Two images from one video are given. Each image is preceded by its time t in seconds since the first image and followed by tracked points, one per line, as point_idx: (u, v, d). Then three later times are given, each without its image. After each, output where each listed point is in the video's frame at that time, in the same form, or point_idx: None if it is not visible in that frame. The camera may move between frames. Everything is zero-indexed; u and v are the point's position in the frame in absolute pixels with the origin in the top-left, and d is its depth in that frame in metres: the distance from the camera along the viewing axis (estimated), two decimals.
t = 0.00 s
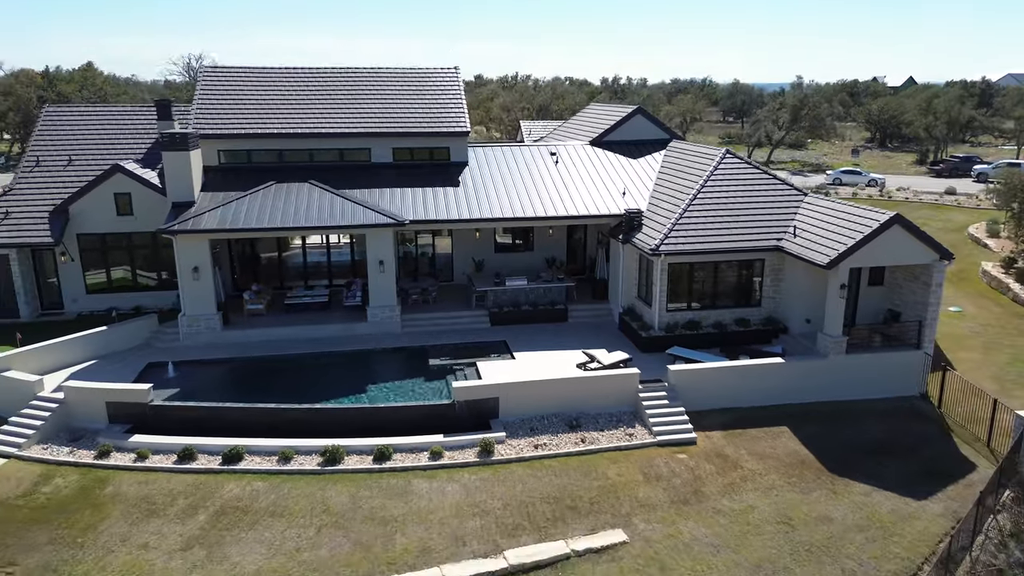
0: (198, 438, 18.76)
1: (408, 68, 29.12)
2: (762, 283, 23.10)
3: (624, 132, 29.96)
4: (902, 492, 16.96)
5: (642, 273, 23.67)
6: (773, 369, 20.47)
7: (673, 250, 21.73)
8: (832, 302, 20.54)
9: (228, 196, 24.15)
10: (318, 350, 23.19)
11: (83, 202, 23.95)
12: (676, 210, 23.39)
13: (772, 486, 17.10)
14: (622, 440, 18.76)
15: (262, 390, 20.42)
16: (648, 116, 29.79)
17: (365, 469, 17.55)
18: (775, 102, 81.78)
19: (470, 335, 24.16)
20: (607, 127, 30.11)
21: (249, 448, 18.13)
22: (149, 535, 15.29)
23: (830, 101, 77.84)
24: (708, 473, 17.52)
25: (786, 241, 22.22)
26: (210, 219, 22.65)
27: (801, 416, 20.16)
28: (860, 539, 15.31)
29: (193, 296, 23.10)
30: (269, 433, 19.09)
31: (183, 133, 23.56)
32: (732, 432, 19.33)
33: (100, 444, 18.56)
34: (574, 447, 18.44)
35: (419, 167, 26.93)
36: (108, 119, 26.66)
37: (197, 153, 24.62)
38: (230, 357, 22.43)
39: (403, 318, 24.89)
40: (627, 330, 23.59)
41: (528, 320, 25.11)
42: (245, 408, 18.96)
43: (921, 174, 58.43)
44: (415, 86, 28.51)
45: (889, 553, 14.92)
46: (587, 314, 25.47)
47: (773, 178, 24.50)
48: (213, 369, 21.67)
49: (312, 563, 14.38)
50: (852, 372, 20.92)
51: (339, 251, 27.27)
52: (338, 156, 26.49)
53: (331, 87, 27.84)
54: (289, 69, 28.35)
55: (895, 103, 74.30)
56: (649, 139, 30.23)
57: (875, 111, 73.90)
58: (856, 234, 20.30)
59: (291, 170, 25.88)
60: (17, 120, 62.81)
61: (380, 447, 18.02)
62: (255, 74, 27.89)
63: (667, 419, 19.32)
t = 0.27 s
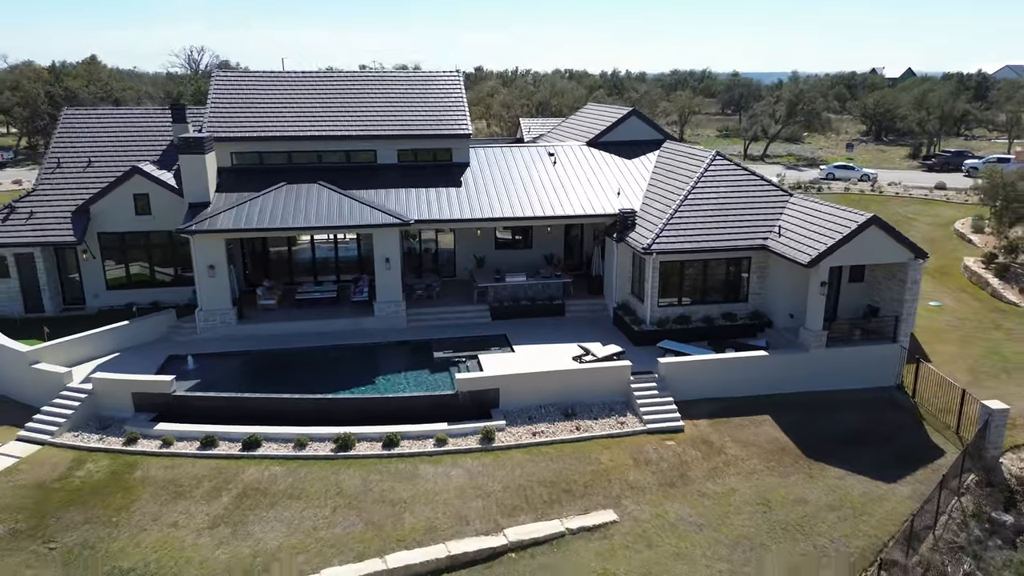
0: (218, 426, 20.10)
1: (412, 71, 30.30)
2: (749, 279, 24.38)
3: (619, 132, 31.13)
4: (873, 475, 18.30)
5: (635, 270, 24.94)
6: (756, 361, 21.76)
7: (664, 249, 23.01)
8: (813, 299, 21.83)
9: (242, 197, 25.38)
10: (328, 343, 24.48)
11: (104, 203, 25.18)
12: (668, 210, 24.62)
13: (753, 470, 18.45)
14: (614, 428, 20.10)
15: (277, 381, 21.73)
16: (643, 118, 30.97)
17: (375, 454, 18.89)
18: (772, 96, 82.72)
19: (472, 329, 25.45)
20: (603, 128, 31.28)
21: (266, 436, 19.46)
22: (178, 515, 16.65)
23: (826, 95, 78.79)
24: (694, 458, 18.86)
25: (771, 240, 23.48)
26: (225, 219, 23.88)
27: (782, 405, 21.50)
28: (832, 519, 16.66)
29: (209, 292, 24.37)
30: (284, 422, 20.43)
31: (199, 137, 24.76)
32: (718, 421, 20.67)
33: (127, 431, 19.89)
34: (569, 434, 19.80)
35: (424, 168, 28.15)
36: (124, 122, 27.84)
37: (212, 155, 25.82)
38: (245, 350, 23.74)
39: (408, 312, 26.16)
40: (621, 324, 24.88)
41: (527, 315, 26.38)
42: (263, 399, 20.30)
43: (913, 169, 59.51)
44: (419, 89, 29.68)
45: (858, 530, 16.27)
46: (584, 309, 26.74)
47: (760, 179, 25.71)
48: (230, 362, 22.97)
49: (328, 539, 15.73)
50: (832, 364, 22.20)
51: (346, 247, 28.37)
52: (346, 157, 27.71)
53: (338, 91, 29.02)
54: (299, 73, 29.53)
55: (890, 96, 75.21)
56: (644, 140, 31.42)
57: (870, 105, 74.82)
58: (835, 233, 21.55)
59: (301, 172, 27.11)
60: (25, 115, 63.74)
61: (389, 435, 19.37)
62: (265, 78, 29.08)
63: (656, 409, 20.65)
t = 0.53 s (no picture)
0: (236, 416, 21.45)
1: (415, 75, 31.47)
2: (737, 277, 25.67)
3: (614, 133, 32.37)
4: (848, 461, 19.65)
5: (629, 268, 26.22)
6: (742, 355, 23.08)
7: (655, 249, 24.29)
8: (796, 296, 23.12)
9: (254, 198, 26.63)
10: (337, 338, 25.78)
11: (123, 204, 26.44)
12: (660, 210, 25.87)
13: (736, 457, 19.81)
14: (607, 417, 21.47)
15: (289, 374, 23.05)
16: (637, 120, 32.23)
17: (384, 442, 20.25)
18: (769, 90, 83.64)
19: (473, 323, 26.77)
20: (599, 130, 32.52)
21: (282, 425, 20.82)
22: (203, 498, 18.03)
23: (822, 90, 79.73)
24: (681, 446, 20.22)
25: (757, 240, 24.74)
26: (239, 220, 25.14)
27: (766, 396, 22.84)
28: (807, 501, 18.02)
29: (224, 289, 25.67)
30: (298, 411, 21.78)
31: (214, 142, 25.97)
32: (705, 411, 22.01)
33: (151, 421, 21.26)
34: (565, 423, 21.17)
35: (427, 169, 29.37)
36: (140, 125, 29.07)
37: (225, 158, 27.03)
38: (259, 345, 25.05)
39: (413, 308, 27.44)
40: (615, 319, 26.18)
41: (526, 310, 27.65)
42: (277, 391, 21.65)
43: (905, 163, 60.61)
44: (422, 93, 30.87)
45: (830, 511, 17.64)
46: (580, 304, 28.03)
47: (749, 180, 26.94)
48: (245, 356, 24.28)
49: (342, 520, 17.10)
50: (814, 358, 23.52)
51: (353, 244, 29.33)
52: (352, 159, 28.93)
53: (345, 95, 30.19)
54: (307, 77, 30.70)
55: (885, 91, 76.14)
56: (638, 141, 32.67)
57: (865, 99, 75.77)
58: (817, 235, 22.82)
59: (310, 173, 28.35)
60: (32, 110, 64.79)
61: (396, 424, 20.74)
62: (275, 82, 30.25)
63: (647, 399, 22.00)
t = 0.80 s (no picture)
0: (253, 406, 22.82)
1: (418, 78, 32.68)
2: (726, 274, 26.99)
3: (610, 134, 33.57)
4: (826, 448, 21.00)
5: (623, 265, 27.51)
6: (729, 349, 24.40)
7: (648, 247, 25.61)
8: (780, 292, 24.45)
9: (266, 198, 27.88)
10: (345, 332, 27.09)
11: (140, 204, 27.72)
12: (652, 210, 27.13)
13: (722, 444, 21.17)
14: (601, 407, 22.84)
15: (302, 367, 24.40)
16: (632, 121, 33.44)
17: (392, 431, 21.62)
18: (766, 83, 84.52)
19: (475, 318, 28.09)
20: (596, 130, 33.72)
21: (296, 415, 22.18)
22: (225, 482, 19.42)
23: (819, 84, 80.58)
24: (670, 434, 21.58)
25: (744, 239, 26.04)
26: (252, 220, 26.39)
27: (752, 387, 24.19)
28: (787, 485, 19.38)
29: (237, 285, 26.98)
30: (310, 402, 23.14)
31: (227, 145, 27.19)
32: (694, 401, 23.35)
33: (173, 411, 22.65)
34: (561, 413, 22.54)
35: (430, 169, 30.62)
36: (155, 127, 30.31)
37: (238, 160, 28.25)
38: (272, 338, 26.40)
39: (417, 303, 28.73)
40: (610, 314, 27.48)
41: (525, 305, 28.95)
42: (292, 382, 23.04)
43: (898, 158, 61.67)
44: (425, 95, 32.07)
45: (807, 495, 19.02)
46: (577, 299, 29.33)
47: (738, 181, 28.16)
48: (258, 349, 25.61)
49: (354, 502, 18.49)
50: (798, 350, 24.83)
51: (359, 241, 30.55)
52: (359, 160, 30.20)
53: (351, 97, 31.40)
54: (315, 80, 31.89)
55: (880, 85, 77.02)
56: (633, 141, 33.88)
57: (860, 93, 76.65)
58: (801, 234, 24.12)
59: (318, 174, 29.60)
60: (40, 106, 66.02)
61: (403, 414, 22.11)
62: (284, 85, 31.46)
63: (639, 390, 23.35)
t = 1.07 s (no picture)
0: (267, 396, 24.20)
1: (420, 80, 33.92)
2: (715, 270, 28.32)
3: (606, 134, 34.83)
4: (806, 436, 22.40)
5: (618, 262, 28.83)
6: (717, 342, 25.76)
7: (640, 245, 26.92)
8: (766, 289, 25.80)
9: (276, 198, 29.15)
10: (353, 326, 28.44)
11: (156, 203, 29.00)
12: (646, 209, 28.41)
13: (708, 432, 22.57)
14: (596, 397, 24.25)
15: (313, 359, 25.78)
16: (628, 122, 34.70)
17: (399, 419, 23.02)
18: (763, 78, 85.54)
19: (476, 312, 29.43)
20: (592, 131, 34.99)
21: (309, 405, 23.57)
22: (244, 467, 20.82)
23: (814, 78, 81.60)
24: (660, 422, 22.98)
25: (733, 237, 27.37)
26: (264, 219, 27.66)
27: (739, 378, 25.57)
28: (768, 470, 20.79)
29: (249, 281, 28.30)
30: (321, 392, 24.52)
31: (239, 148, 28.43)
32: (683, 392, 24.74)
33: (192, 400, 24.04)
34: (558, 402, 23.96)
35: (433, 169, 31.89)
36: (169, 129, 31.59)
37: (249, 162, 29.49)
38: (283, 332, 27.74)
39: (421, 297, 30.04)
40: (605, 309, 28.81)
41: (524, 299, 30.28)
42: (304, 374, 24.41)
43: (891, 153, 62.80)
44: (427, 96, 33.30)
45: (786, 478, 20.45)
46: (574, 294, 30.64)
47: (728, 181, 29.41)
48: (271, 342, 26.95)
49: (365, 485, 19.91)
50: (783, 343, 26.19)
51: (364, 237, 31.82)
52: (364, 160, 31.48)
53: (357, 99, 32.64)
54: (321, 82, 33.11)
55: (874, 80, 78.06)
56: (628, 141, 35.16)
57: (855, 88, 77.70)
58: (785, 234, 25.45)
59: (326, 174, 30.87)
60: (47, 101, 67.23)
61: (409, 404, 23.51)
62: (292, 87, 32.68)
63: (631, 382, 24.74)
